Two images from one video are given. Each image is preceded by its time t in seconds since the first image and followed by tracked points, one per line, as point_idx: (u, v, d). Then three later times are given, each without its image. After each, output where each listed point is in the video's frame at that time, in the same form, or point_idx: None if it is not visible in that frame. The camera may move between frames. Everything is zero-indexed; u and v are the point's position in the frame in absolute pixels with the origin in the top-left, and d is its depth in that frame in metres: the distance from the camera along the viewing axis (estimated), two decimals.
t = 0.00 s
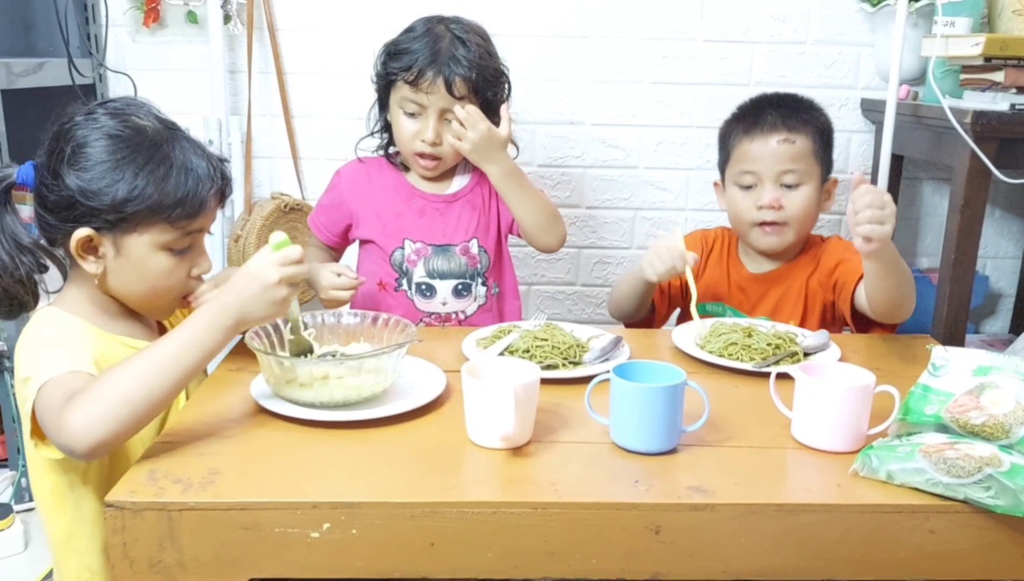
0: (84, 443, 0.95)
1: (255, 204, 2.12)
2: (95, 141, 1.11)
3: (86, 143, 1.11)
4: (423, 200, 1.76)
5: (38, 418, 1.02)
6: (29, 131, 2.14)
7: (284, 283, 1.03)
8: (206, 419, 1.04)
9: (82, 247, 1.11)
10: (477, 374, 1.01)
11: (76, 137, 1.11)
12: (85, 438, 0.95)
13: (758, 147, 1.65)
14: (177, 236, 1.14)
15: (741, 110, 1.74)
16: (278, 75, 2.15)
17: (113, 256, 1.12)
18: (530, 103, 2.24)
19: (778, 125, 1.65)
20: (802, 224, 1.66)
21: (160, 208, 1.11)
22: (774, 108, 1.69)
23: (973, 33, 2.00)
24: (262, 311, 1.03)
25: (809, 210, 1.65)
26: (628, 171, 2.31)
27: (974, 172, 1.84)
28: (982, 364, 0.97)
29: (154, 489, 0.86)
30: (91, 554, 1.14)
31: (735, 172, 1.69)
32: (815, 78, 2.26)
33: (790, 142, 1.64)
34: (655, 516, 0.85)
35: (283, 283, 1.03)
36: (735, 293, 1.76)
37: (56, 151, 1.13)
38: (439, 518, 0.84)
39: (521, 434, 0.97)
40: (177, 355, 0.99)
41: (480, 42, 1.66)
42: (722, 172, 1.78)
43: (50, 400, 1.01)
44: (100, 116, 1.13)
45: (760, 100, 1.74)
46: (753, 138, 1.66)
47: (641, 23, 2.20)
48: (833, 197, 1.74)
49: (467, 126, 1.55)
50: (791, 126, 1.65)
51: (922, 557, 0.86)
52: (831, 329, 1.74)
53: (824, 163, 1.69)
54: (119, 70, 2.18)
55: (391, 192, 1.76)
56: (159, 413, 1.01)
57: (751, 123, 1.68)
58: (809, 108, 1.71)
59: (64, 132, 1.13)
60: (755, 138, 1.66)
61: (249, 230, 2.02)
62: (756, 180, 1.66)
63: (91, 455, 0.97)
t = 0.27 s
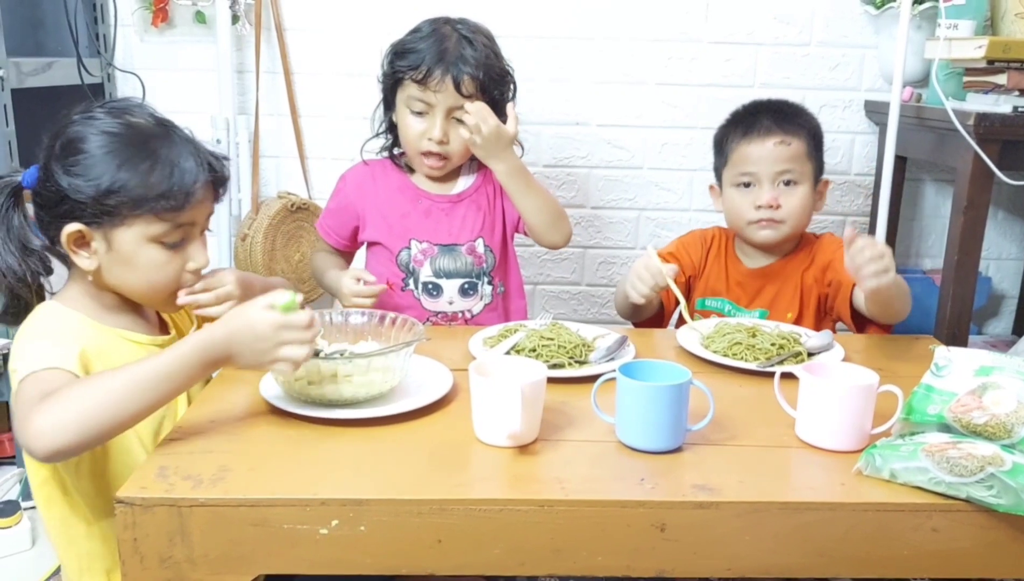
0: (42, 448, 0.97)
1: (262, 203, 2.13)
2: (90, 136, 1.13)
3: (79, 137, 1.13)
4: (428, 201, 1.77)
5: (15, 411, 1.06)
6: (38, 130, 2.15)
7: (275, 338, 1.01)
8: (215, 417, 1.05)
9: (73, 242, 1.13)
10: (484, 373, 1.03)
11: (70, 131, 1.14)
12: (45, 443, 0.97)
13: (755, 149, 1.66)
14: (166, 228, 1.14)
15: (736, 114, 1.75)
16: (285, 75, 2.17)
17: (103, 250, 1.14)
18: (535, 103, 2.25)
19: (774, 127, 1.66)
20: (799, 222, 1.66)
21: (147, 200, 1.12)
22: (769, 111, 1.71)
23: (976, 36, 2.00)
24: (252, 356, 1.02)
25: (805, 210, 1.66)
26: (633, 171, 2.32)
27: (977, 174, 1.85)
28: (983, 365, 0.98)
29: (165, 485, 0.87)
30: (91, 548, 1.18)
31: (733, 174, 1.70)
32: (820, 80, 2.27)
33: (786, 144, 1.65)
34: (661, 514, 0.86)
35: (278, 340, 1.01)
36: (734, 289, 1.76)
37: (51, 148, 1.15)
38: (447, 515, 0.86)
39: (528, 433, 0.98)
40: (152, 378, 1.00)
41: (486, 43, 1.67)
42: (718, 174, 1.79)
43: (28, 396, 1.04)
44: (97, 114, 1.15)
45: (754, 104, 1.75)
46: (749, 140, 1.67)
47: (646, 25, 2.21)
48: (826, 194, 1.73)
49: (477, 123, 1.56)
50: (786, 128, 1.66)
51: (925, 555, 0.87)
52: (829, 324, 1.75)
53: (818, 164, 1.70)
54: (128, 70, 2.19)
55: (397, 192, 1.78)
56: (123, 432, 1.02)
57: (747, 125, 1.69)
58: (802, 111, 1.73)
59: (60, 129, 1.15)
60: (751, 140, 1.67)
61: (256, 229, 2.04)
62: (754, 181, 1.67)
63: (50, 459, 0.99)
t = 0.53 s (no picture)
0: (21, 459, 1.00)
1: (265, 203, 2.14)
2: (77, 136, 1.15)
3: (65, 137, 1.15)
4: (430, 200, 1.77)
5: None
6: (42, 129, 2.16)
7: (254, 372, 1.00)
8: (218, 415, 1.06)
9: (58, 239, 1.14)
10: (487, 372, 1.03)
11: (56, 131, 1.16)
12: (25, 454, 0.99)
13: (750, 154, 1.66)
14: (151, 227, 1.15)
15: (732, 116, 1.75)
16: (289, 75, 2.17)
17: (89, 249, 1.15)
18: (538, 104, 2.25)
19: (769, 134, 1.66)
20: (793, 226, 1.68)
21: (130, 198, 1.13)
22: (765, 114, 1.70)
23: (978, 37, 2.00)
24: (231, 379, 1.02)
25: (799, 214, 1.67)
26: (635, 172, 2.32)
27: (979, 176, 1.85)
28: (984, 365, 0.99)
29: (168, 483, 0.88)
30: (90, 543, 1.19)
31: (729, 178, 1.70)
32: (822, 81, 2.27)
33: (780, 151, 1.65)
34: (662, 513, 0.86)
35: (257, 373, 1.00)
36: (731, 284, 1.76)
37: (38, 148, 1.17)
38: (449, 514, 0.86)
39: (530, 432, 0.98)
40: (132, 397, 1.01)
41: (490, 44, 1.68)
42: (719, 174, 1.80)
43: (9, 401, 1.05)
44: (83, 115, 1.17)
45: (752, 106, 1.74)
46: (745, 146, 1.67)
47: (649, 25, 2.22)
48: (823, 195, 1.75)
49: (477, 126, 1.56)
50: (781, 134, 1.66)
51: (925, 555, 0.88)
52: (826, 322, 1.73)
53: (812, 167, 1.70)
54: (131, 69, 2.19)
55: (398, 192, 1.78)
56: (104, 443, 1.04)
57: (742, 130, 1.69)
58: (798, 114, 1.72)
59: (47, 129, 1.17)
60: (746, 147, 1.67)
61: (259, 228, 2.04)
62: (748, 186, 1.68)
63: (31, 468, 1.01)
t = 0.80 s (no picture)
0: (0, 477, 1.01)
1: (265, 202, 2.14)
2: (71, 140, 1.15)
3: (59, 142, 1.15)
4: (430, 200, 1.77)
5: None
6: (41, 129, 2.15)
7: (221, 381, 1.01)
8: (216, 414, 1.05)
9: (55, 242, 1.14)
10: (486, 372, 1.03)
11: (48, 136, 1.16)
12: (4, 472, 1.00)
13: (750, 149, 1.66)
14: (147, 229, 1.16)
15: (735, 110, 1.74)
16: (288, 74, 2.17)
17: (86, 251, 1.15)
18: (538, 104, 2.25)
19: (770, 129, 1.65)
20: (788, 224, 1.67)
21: (126, 201, 1.14)
22: (766, 110, 1.70)
23: (978, 37, 2.00)
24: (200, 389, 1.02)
25: (795, 212, 1.67)
26: (635, 172, 2.32)
27: (979, 176, 1.85)
28: (984, 365, 0.98)
29: (166, 483, 0.88)
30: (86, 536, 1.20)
31: (726, 172, 1.70)
32: (822, 81, 2.27)
33: (780, 147, 1.65)
34: (661, 513, 0.86)
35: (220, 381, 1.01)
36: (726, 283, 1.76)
37: (31, 153, 1.17)
38: (447, 514, 0.86)
39: (529, 432, 0.98)
40: (99, 410, 1.02)
41: (492, 42, 1.67)
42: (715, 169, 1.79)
43: None
44: (74, 119, 1.17)
45: (753, 102, 1.74)
46: (745, 141, 1.67)
47: (649, 25, 2.21)
48: (819, 196, 1.74)
49: (477, 124, 1.55)
50: (782, 130, 1.65)
51: (924, 556, 0.88)
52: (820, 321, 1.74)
53: (812, 166, 1.70)
54: (131, 68, 2.19)
55: (398, 192, 1.78)
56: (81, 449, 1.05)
57: (744, 125, 1.69)
58: (801, 111, 1.72)
59: (40, 134, 1.17)
60: (747, 142, 1.67)
61: (258, 227, 2.04)
62: (746, 181, 1.68)
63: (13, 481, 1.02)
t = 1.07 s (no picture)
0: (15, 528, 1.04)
1: (261, 202, 2.14)
2: (62, 140, 1.15)
3: (51, 142, 1.15)
4: (427, 202, 1.77)
5: None
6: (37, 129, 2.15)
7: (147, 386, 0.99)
8: (209, 416, 1.05)
9: (46, 242, 1.14)
10: (480, 373, 1.02)
11: (41, 137, 1.16)
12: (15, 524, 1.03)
13: (747, 147, 1.64)
14: (136, 229, 1.15)
15: (731, 108, 1.73)
16: (285, 74, 2.17)
17: (76, 250, 1.15)
18: (536, 104, 2.24)
19: (769, 128, 1.64)
20: (782, 226, 1.67)
21: (114, 202, 1.13)
22: (765, 109, 1.68)
23: (978, 37, 1.99)
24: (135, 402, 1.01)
25: (791, 213, 1.66)
26: (633, 171, 2.32)
27: (978, 176, 1.84)
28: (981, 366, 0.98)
29: (157, 485, 0.87)
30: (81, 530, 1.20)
31: (722, 171, 1.69)
32: (821, 81, 2.26)
33: (779, 146, 1.63)
34: (654, 515, 0.86)
35: (142, 386, 0.99)
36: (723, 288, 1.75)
37: (24, 153, 1.18)
38: (440, 516, 0.85)
39: (522, 434, 0.97)
40: (73, 449, 1.02)
41: (491, 42, 1.67)
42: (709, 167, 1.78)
43: None
44: (67, 120, 1.17)
45: (751, 100, 1.73)
46: (743, 140, 1.65)
47: (647, 25, 2.21)
48: (815, 195, 1.74)
49: (476, 126, 1.55)
50: (781, 130, 1.64)
51: (920, 558, 0.87)
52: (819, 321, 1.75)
53: (809, 165, 1.69)
54: (127, 68, 2.19)
55: (396, 193, 1.77)
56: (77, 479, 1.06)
57: (741, 124, 1.67)
58: (798, 109, 1.71)
59: (33, 135, 1.18)
60: (745, 140, 1.65)
61: (254, 228, 2.04)
62: (742, 181, 1.67)
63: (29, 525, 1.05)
